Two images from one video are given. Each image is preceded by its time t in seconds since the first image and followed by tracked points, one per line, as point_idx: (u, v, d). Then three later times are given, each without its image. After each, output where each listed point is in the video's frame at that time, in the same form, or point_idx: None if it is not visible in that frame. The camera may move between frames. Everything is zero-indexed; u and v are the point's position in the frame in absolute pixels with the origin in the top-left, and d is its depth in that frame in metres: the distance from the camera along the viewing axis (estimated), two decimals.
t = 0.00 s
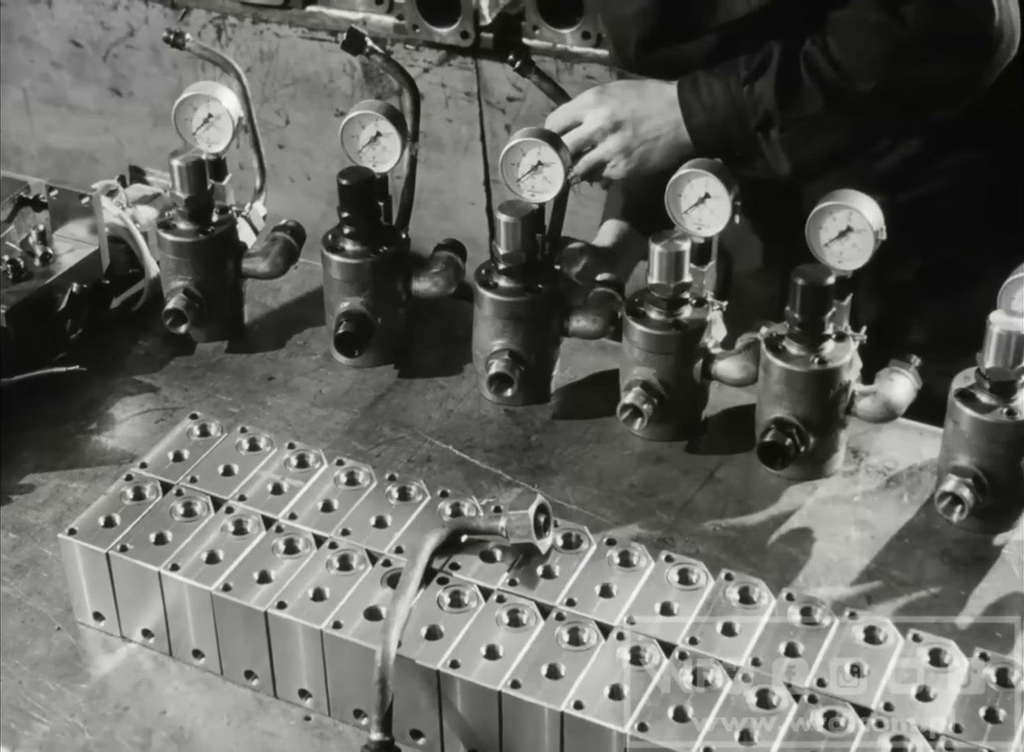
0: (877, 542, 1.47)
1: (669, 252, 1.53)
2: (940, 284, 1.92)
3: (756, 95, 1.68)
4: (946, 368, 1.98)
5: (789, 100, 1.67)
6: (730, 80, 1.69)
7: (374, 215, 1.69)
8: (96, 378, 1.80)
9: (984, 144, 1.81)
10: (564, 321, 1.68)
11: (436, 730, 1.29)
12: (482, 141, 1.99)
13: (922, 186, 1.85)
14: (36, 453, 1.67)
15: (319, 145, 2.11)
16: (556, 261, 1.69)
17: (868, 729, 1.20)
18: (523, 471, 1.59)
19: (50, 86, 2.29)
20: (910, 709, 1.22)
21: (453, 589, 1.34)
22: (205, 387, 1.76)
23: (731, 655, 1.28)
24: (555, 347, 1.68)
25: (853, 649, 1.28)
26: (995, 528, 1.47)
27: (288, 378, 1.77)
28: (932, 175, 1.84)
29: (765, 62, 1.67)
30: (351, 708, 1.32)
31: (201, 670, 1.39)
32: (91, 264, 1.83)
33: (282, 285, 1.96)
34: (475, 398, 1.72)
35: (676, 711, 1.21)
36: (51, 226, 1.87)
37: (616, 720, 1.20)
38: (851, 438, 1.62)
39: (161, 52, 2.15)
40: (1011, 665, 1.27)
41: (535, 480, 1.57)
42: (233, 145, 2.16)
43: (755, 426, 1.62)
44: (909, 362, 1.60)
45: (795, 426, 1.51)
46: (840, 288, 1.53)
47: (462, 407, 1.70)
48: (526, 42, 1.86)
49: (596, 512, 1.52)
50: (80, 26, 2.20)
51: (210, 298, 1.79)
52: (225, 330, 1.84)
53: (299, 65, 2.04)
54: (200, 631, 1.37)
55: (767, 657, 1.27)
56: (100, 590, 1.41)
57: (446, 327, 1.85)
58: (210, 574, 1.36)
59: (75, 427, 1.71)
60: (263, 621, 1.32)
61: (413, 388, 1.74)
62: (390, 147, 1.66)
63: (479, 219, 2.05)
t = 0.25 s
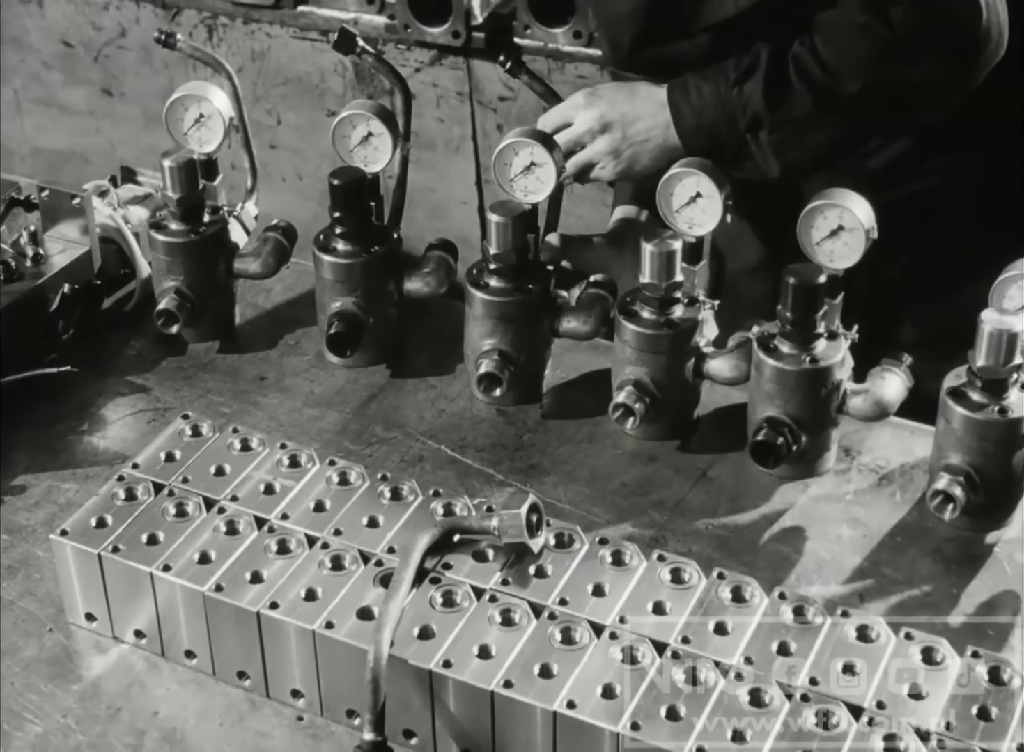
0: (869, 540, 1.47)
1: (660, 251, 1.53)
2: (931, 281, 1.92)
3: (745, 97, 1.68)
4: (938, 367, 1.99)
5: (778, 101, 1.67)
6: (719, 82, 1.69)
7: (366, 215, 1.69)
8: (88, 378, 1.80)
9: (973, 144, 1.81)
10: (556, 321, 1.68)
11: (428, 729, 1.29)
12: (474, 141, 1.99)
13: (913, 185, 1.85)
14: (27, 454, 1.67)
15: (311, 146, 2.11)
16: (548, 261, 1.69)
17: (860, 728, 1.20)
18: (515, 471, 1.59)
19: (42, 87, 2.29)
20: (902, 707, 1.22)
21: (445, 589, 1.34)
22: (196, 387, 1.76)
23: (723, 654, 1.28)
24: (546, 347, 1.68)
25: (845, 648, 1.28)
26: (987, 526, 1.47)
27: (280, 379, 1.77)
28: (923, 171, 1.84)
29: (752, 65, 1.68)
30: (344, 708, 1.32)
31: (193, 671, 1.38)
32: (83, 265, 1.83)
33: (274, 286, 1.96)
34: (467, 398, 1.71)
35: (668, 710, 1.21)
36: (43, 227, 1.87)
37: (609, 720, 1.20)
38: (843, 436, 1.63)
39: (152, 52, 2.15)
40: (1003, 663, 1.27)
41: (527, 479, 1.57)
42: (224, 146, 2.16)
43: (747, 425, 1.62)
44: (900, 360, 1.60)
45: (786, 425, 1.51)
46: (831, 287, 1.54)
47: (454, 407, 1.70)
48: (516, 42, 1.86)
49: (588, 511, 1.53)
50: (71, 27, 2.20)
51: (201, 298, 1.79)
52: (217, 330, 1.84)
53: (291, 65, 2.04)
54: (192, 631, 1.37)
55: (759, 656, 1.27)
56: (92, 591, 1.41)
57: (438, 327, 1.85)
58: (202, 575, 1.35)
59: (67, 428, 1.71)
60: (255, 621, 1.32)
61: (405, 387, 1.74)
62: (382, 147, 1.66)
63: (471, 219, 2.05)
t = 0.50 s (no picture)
0: (868, 540, 1.47)
1: (659, 252, 1.53)
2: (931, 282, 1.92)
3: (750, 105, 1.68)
4: (939, 368, 1.98)
5: (782, 105, 1.67)
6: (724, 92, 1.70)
7: (364, 215, 1.69)
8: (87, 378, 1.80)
9: (971, 140, 1.81)
10: (554, 322, 1.68)
11: (427, 730, 1.29)
12: (473, 141, 1.99)
13: (911, 186, 1.84)
14: (26, 455, 1.67)
15: (310, 146, 2.11)
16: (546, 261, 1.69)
17: (859, 728, 1.20)
18: (514, 471, 1.59)
19: (40, 87, 2.29)
20: (901, 707, 1.22)
21: (444, 589, 1.34)
22: (195, 388, 1.76)
23: (723, 654, 1.28)
24: (545, 348, 1.68)
25: (844, 648, 1.28)
26: (985, 526, 1.47)
27: (279, 379, 1.77)
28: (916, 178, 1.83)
29: (756, 73, 1.68)
30: (343, 708, 1.32)
31: (192, 671, 1.38)
32: (82, 265, 1.84)
33: (273, 286, 1.96)
34: (466, 398, 1.71)
35: (668, 710, 1.21)
36: (42, 227, 1.87)
37: (608, 720, 1.20)
38: (842, 436, 1.62)
39: (151, 52, 2.15)
40: (1002, 663, 1.27)
41: (526, 480, 1.57)
42: (223, 146, 2.16)
43: (746, 425, 1.62)
44: (900, 360, 1.60)
45: (785, 425, 1.51)
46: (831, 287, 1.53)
47: (453, 407, 1.70)
48: (516, 42, 1.86)
49: (588, 511, 1.52)
50: (70, 27, 2.20)
51: (200, 299, 1.79)
52: (216, 330, 1.84)
53: (290, 66, 2.04)
54: (191, 631, 1.37)
55: (758, 657, 1.27)
56: (91, 591, 1.41)
57: (437, 328, 1.85)
58: (201, 575, 1.35)
59: (66, 428, 1.71)
60: (254, 622, 1.32)
61: (404, 388, 1.74)
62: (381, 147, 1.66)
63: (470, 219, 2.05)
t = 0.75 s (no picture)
0: (868, 540, 1.47)
1: (659, 251, 1.53)
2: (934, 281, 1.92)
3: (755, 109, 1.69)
4: (937, 364, 1.99)
5: (788, 108, 1.67)
6: (729, 97, 1.71)
7: (364, 215, 1.69)
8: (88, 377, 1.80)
9: (973, 140, 1.81)
10: (554, 321, 1.68)
11: (427, 729, 1.29)
12: (472, 141, 1.99)
13: (912, 187, 1.83)
14: (26, 454, 1.67)
15: (310, 146, 2.11)
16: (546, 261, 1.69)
17: (858, 728, 1.20)
18: (514, 471, 1.59)
19: (40, 87, 2.29)
20: (901, 707, 1.22)
21: (443, 589, 1.34)
22: (195, 387, 1.76)
23: (722, 654, 1.28)
24: (544, 347, 1.68)
25: (844, 648, 1.28)
26: (984, 526, 1.47)
27: (278, 379, 1.77)
28: (919, 179, 1.82)
29: (761, 76, 1.68)
30: (343, 708, 1.32)
31: (192, 671, 1.38)
32: (81, 265, 1.84)
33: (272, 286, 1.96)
34: (466, 398, 1.71)
35: (667, 710, 1.21)
36: (41, 226, 1.87)
37: (608, 720, 1.20)
38: (841, 436, 1.63)
39: (150, 52, 2.15)
40: (1002, 662, 1.27)
41: (526, 479, 1.57)
42: (223, 146, 2.16)
43: (745, 425, 1.62)
44: (899, 360, 1.60)
45: (785, 424, 1.51)
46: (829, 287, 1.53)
47: (452, 407, 1.70)
48: (515, 42, 1.87)
49: (587, 511, 1.52)
50: (69, 27, 2.20)
51: (199, 298, 1.79)
52: (216, 330, 1.84)
53: (289, 65, 2.04)
54: (191, 631, 1.37)
55: (758, 656, 1.27)
56: (90, 591, 1.41)
57: (436, 327, 1.85)
58: (201, 575, 1.36)
59: (65, 428, 1.71)
60: (254, 621, 1.32)
61: (403, 387, 1.74)
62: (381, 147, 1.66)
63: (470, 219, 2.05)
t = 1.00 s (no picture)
0: (868, 540, 1.47)
1: (659, 251, 1.53)
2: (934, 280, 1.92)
3: (758, 111, 1.69)
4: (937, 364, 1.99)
5: (791, 109, 1.67)
6: (733, 99, 1.71)
7: (364, 215, 1.69)
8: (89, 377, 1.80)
9: (974, 141, 1.81)
10: (554, 322, 1.68)
11: (428, 729, 1.29)
12: (472, 140, 2.00)
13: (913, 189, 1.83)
14: (26, 454, 1.67)
15: (311, 146, 2.11)
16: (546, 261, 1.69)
17: (859, 728, 1.20)
18: (514, 471, 1.59)
19: (40, 87, 2.29)
20: (901, 707, 1.22)
21: (445, 589, 1.34)
22: (194, 387, 1.76)
23: (723, 654, 1.28)
24: (545, 348, 1.68)
25: (844, 648, 1.28)
26: (985, 526, 1.47)
27: (279, 379, 1.77)
28: (921, 180, 1.82)
29: (764, 79, 1.68)
30: (343, 708, 1.32)
31: (193, 671, 1.38)
32: (82, 265, 1.84)
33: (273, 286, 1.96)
34: (466, 398, 1.71)
35: (668, 710, 1.21)
36: (42, 227, 1.87)
37: (609, 720, 1.20)
38: (842, 436, 1.63)
39: (151, 52, 2.15)
40: (1002, 662, 1.27)
41: (526, 480, 1.57)
42: (223, 146, 2.16)
43: (746, 425, 1.62)
44: (899, 360, 1.60)
45: (785, 425, 1.51)
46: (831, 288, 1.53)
47: (453, 407, 1.70)
48: (515, 42, 1.87)
49: (588, 511, 1.53)
50: (70, 27, 2.20)
51: (199, 299, 1.79)
52: (216, 330, 1.84)
53: (290, 65, 2.04)
54: (191, 631, 1.37)
55: (759, 657, 1.27)
56: (91, 591, 1.41)
57: (437, 327, 1.85)
58: (201, 575, 1.36)
59: (66, 429, 1.71)
60: (255, 622, 1.32)
61: (404, 388, 1.74)
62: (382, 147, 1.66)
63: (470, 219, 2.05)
